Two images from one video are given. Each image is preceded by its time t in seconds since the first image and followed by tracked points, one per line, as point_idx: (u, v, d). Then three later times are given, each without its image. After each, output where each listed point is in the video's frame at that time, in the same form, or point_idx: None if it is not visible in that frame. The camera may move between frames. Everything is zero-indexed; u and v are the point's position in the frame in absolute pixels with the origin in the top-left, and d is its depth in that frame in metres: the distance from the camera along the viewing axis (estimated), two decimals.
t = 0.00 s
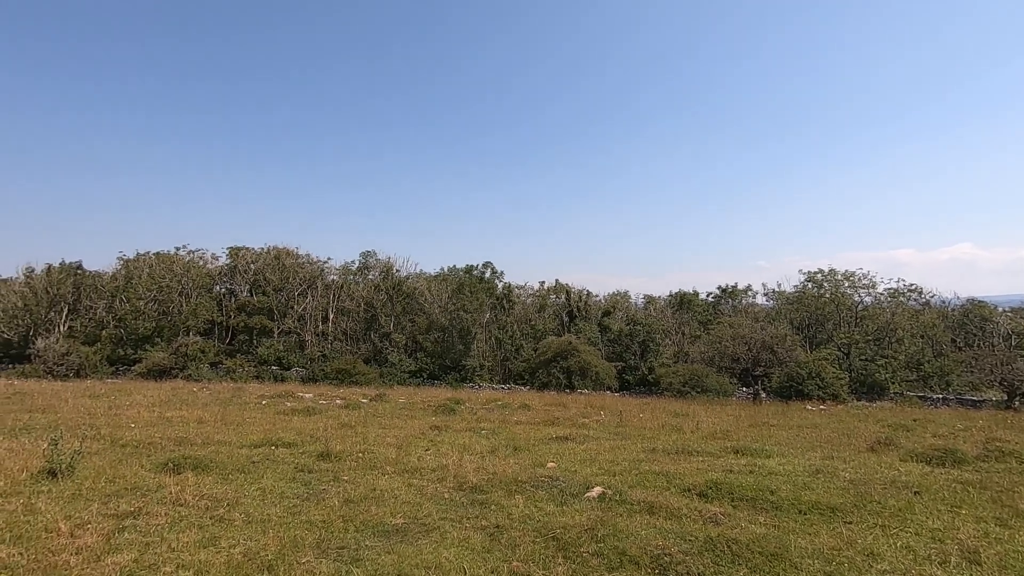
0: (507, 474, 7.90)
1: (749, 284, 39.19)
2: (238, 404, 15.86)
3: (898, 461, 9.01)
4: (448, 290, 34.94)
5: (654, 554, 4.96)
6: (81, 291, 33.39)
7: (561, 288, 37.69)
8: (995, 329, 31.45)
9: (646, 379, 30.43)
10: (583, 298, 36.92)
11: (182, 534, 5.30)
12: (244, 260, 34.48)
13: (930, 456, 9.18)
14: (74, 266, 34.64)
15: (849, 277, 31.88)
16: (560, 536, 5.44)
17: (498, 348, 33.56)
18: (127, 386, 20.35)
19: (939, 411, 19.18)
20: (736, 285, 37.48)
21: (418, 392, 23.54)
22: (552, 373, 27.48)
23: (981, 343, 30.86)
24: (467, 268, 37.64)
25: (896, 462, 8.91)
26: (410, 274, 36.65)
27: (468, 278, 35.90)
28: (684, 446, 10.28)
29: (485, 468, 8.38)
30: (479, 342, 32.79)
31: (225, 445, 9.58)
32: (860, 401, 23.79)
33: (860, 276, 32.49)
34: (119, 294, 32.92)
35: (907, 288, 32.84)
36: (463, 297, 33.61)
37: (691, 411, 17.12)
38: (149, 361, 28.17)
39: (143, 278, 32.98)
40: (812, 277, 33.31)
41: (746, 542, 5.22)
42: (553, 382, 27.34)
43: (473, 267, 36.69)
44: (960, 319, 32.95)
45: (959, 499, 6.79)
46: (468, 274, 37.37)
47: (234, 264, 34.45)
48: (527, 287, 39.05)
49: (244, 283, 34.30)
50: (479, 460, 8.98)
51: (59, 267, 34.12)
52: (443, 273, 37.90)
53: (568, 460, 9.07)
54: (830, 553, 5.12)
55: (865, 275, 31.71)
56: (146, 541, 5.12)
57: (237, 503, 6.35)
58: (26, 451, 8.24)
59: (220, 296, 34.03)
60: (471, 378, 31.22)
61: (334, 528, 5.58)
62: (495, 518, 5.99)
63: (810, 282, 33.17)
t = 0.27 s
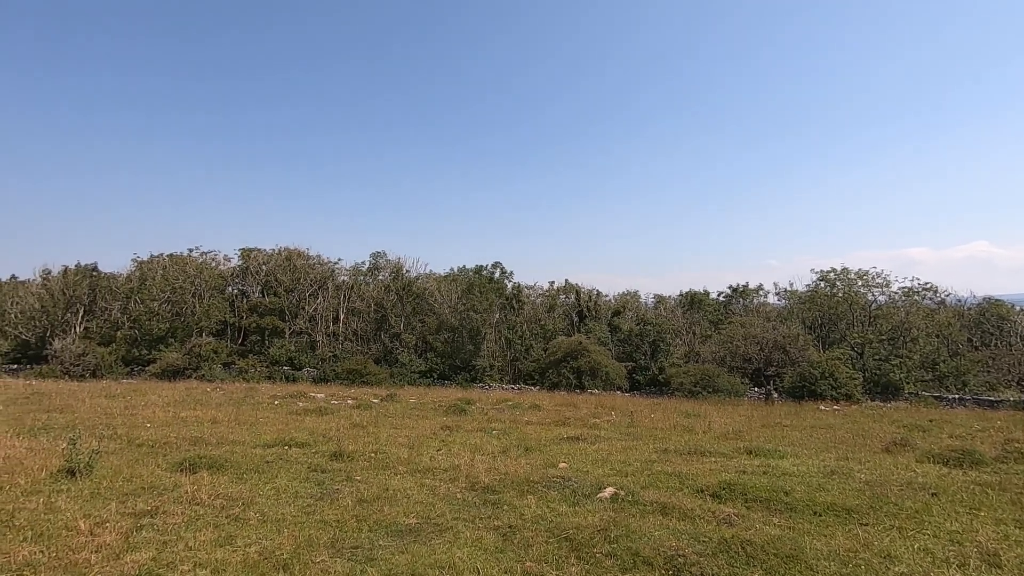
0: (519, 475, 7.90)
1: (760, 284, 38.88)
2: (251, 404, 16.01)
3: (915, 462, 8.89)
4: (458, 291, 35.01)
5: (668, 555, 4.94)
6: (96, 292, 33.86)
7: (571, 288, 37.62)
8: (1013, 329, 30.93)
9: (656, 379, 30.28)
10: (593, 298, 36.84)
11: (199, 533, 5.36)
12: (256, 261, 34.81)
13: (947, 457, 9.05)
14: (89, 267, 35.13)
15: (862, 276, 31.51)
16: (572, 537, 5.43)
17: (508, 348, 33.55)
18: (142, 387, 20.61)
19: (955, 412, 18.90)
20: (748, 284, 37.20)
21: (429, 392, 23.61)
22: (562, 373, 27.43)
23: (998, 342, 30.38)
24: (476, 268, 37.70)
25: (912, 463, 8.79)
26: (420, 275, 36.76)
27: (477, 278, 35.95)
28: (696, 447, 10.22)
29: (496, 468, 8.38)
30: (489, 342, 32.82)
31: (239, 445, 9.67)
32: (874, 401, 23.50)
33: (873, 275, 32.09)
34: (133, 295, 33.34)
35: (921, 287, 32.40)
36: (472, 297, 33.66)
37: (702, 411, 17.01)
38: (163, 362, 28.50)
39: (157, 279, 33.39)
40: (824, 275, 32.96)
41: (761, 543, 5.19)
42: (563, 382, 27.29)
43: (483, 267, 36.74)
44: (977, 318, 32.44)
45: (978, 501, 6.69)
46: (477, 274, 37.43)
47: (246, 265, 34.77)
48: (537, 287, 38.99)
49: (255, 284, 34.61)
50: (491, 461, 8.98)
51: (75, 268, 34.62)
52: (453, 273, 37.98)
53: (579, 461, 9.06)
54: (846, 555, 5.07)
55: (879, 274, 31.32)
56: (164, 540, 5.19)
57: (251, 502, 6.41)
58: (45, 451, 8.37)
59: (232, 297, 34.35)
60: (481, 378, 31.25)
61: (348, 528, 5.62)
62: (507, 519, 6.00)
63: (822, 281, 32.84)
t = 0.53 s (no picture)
0: (535, 476, 7.90)
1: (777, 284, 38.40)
2: (269, 404, 16.21)
3: (938, 466, 8.72)
4: (472, 292, 35.11)
5: (687, 558, 4.91)
6: (118, 294, 34.53)
7: (585, 289, 37.51)
8: None
9: (672, 380, 30.05)
10: (607, 299, 36.70)
11: (220, 531, 5.44)
12: (273, 262, 35.24)
13: (973, 461, 8.85)
14: (112, 269, 35.83)
15: (883, 276, 30.94)
16: (590, 538, 5.41)
17: (523, 349, 33.55)
18: (162, 386, 20.96)
19: (980, 415, 18.48)
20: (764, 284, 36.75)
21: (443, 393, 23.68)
22: (576, 374, 27.34)
23: None
24: (490, 269, 37.77)
25: (936, 467, 8.62)
26: (435, 276, 36.93)
27: (491, 279, 36.05)
28: (714, 449, 10.12)
29: (512, 469, 8.38)
30: (503, 343, 32.84)
31: (259, 445, 9.79)
32: (895, 404, 23.06)
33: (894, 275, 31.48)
34: (154, 297, 33.94)
35: (943, 287, 31.71)
36: (486, 298, 33.75)
37: (719, 413, 16.85)
38: (183, 362, 28.96)
39: (177, 281, 33.96)
40: (843, 275, 32.47)
41: (781, 547, 5.13)
42: (578, 383, 27.20)
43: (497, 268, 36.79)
44: (1001, 319, 31.67)
45: (1005, 506, 6.54)
46: (491, 275, 37.52)
47: (263, 267, 35.23)
48: (551, 288, 38.91)
49: (272, 285, 35.05)
50: (506, 461, 8.99)
51: (98, 271, 35.35)
52: (467, 274, 38.08)
53: (595, 462, 9.03)
54: (869, 560, 4.99)
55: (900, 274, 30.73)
56: (186, 537, 5.27)
57: (271, 501, 6.49)
58: (70, 449, 8.55)
59: (250, 298, 34.79)
60: (495, 379, 31.28)
61: (367, 527, 5.66)
62: (523, 519, 5.99)
63: (841, 281, 32.35)
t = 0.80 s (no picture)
0: (553, 478, 7.89)
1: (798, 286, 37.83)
2: (289, 404, 16.41)
3: (967, 473, 8.50)
4: (489, 294, 35.18)
5: (708, 563, 4.86)
6: (143, 295, 35.28)
7: (602, 291, 37.32)
8: None
9: (690, 383, 29.75)
10: (624, 301, 36.47)
11: (243, 529, 5.53)
12: (292, 264, 35.72)
13: (1003, 468, 8.62)
14: (137, 271, 36.63)
15: (907, 278, 30.29)
16: (609, 542, 5.38)
17: (539, 351, 33.51)
18: (186, 386, 21.34)
19: (1010, 421, 17.96)
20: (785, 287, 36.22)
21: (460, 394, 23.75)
22: (593, 377, 27.22)
23: None
24: (507, 272, 37.81)
25: (965, 474, 8.41)
26: (452, 278, 37.07)
27: (508, 281, 36.11)
28: (734, 453, 10.00)
29: (530, 471, 8.38)
30: (520, 345, 32.84)
31: (279, 444, 9.93)
32: (921, 409, 22.54)
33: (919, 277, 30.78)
34: (177, 298, 34.62)
35: (971, 290, 30.92)
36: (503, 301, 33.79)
37: (739, 417, 16.63)
38: (205, 362, 29.49)
39: (199, 282, 34.60)
40: (866, 278, 31.87)
41: (805, 554, 5.05)
42: (595, 386, 27.08)
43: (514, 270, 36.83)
44: None
45: None
46: (508, 277, 37.55)
47: (283, 269, 35.72)
48: (568, 290, 38.79)
49: (292, 287, 35.50)
50: (524, 464, 8.98)
51: (123, 272, 36.17)
52: (484, 276, 38.17)
53: (613, 465, 8.97)
54: (895, 568, 4.89)
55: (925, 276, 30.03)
56: (210, 535, 5.36)
57: (292, 500, 6.57)
58: (98, 446, 8.75)
59: (270, 299, 35.31)
60: (511, 381, 31.29)
61: (386, 527, 5.70)
62: (541, 522, 5.98)
63: (864, 283, 31.75)
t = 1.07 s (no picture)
0: (570, 483, 7.85)
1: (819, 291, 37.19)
2: (308, 406, 16.60)
3: (997, 484, 8.26)
4: (505, 297, 35.20)
5: (729, 572, 4.79)
6: (166, 298, 35.99)
7: (619, 295, 37.10)
8: None
9: (708, 389, 29.42)
10: (641, 305, 36.22)
11: (264, 530, 5.60)
12: (311, 268, 36.17)
13: None
14: (160, 274, 37.39)
15: (933, 282, 29.58)
16: (627, 548, 5.34)
17: (555, 355, 33.40)
18: (207, 388, 21.70)
19: None
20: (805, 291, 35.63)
21: (476, 398, 23.77)
22: (610, 381, 27.05)
23: None
24: (523, 275, 37.82)
25: (994, 485, 8.17)
26: (468, 282, 37.18)
27: (524, 285, 36.12)
28: (754, 460, 9.85)
29: (547, 476, 8.35)
30: (536, 349, 32.79)
31: (299, 446, 10.05)
32: (947, 417, 21.96)
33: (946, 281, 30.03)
34: (199, 300, 35.26)
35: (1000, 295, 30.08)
36: (519, 304, 33.79)
37: (759, 423, 16.38)
38: (226, 364, 29.98)
39: (221, 286, 35.19)
40: (890, 282, 31.24)
41: (828, 564, 4.95)
42: (612, 390, 26.92)
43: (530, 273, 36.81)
44: None
45: None
46: (524, 281, 37.54)
47: (302, 272, 36.18)
48: (584, 294, 38.64)
49: (310, 290, 35.91)
50: (541, 468, 8.95)
51: (148, 275, 36.94)
52: (500, 279, 38.23)
53: (631, 471, 8.91)
54: None
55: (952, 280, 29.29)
56: (232, 535, 5.44)
57: (311, 502, 6.64)
58: (124, 446, 8.93)
59: (289, 302, 35.75)
60: (527, 385, 31.24)
61: (404, 530, 5.73)
62: (559, 527, 5.95)
63: (887, 287, 31.11)
